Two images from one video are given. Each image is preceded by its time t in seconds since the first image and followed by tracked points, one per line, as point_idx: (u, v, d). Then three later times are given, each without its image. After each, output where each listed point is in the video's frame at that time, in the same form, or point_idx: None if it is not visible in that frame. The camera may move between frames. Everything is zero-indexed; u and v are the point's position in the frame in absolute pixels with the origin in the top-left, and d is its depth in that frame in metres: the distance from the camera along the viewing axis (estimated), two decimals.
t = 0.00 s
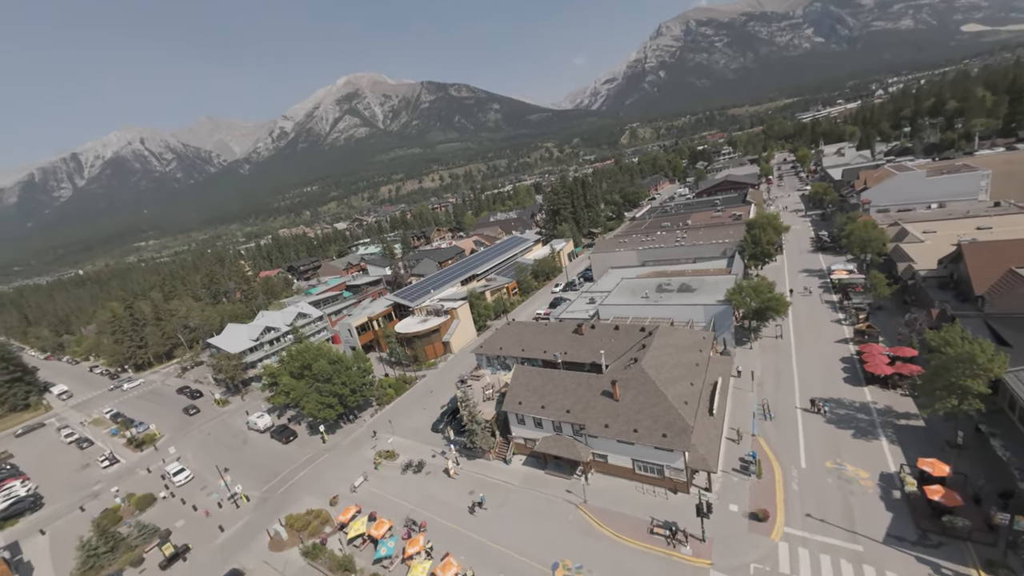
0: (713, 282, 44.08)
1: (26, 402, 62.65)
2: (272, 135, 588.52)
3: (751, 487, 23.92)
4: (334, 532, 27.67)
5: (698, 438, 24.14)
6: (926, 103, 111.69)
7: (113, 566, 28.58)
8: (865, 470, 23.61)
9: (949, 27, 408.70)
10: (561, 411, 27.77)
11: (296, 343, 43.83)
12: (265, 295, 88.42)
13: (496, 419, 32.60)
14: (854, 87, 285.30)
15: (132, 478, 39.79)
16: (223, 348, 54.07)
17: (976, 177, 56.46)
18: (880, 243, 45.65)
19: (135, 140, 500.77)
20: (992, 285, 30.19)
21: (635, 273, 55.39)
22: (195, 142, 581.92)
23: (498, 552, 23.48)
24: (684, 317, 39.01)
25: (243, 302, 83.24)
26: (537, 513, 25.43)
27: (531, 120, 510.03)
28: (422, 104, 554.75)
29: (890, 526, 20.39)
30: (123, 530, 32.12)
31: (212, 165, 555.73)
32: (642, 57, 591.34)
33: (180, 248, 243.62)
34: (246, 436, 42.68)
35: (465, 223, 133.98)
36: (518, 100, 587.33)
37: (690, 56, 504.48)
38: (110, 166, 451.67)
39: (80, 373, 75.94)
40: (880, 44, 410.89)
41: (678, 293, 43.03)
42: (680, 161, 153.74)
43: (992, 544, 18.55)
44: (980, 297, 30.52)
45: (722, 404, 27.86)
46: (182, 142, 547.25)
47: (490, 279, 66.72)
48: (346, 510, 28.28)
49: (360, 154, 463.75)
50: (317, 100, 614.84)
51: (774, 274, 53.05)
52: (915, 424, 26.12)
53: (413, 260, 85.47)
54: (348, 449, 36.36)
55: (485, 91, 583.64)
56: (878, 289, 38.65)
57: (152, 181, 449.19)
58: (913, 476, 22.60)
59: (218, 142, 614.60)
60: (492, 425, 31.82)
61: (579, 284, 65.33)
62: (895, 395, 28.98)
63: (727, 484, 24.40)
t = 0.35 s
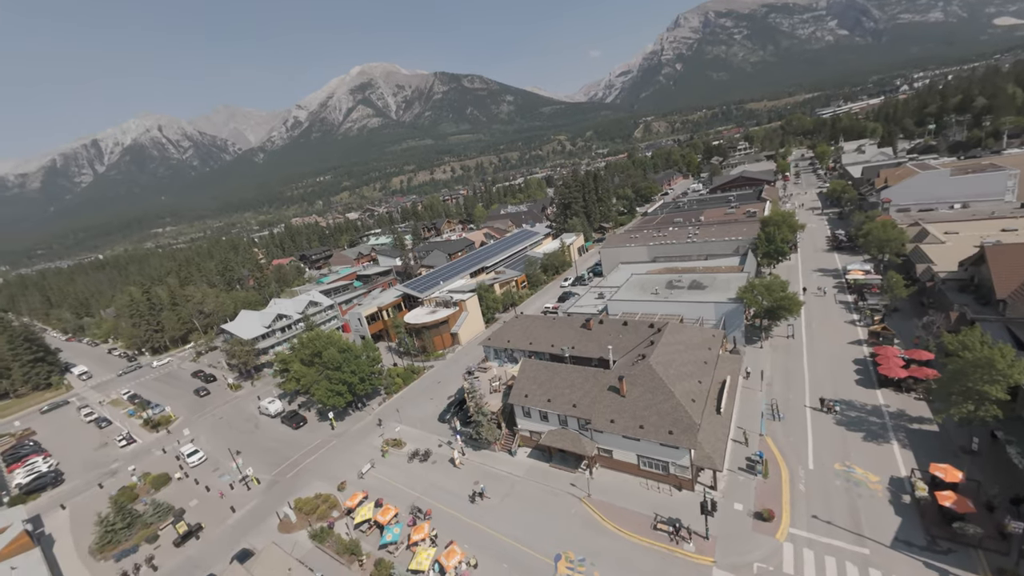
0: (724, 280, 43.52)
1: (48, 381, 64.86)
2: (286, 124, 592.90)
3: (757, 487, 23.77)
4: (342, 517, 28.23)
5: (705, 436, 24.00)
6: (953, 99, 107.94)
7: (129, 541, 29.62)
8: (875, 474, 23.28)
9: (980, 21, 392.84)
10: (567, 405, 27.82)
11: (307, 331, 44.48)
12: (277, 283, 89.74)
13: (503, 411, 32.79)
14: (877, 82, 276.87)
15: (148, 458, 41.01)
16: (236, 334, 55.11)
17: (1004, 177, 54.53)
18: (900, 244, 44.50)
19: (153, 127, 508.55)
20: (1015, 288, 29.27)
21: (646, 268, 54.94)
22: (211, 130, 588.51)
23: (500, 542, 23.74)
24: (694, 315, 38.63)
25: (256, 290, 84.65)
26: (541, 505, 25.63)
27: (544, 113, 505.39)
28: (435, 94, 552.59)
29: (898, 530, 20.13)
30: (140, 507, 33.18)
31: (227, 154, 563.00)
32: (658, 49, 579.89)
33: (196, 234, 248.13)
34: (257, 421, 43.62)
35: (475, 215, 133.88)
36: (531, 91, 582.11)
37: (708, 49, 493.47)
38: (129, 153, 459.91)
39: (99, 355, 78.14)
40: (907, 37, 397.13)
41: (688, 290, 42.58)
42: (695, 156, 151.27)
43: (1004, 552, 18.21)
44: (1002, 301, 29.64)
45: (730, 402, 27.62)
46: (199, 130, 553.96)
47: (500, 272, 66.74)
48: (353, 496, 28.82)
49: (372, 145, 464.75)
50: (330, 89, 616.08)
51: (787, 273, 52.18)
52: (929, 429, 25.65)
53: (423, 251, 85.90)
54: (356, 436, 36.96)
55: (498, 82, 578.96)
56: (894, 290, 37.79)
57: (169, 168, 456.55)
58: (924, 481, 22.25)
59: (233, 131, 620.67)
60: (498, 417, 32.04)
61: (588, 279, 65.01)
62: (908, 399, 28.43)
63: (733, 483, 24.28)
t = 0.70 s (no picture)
0: (739, 279, 42.88)
1: (74, 361, 67.40)
2: (304, 116, 600.41)
3: (766, 488, 23.56)
4: (351, 503, 28.82)
5: (714, 436, 23.82)
6: (986, 97, 103.84)
7: (149, 518, 30.75)
8: (889, 480, 22.83)
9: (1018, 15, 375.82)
10: (576, 401, 27.86)
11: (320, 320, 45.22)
12: (293, 272, 91.38)
13: (511, 405, 33.00)
14: (906, 78, 267.75)
15: (168, 439, 42.37)
16: (253, 322, 56.37)
17: None
18: (924, 245, 43.17)
19: (175, 117, 518.82)
20: None
21: (659, 266, 54.41)
22: (230, 121, 597.94)
23: (506, 534, 23.97)
24: (707, 313, 38.22)
25: (272, 278, 86.33)
26: (547, 499, 25.80)
27: (559, 107, 500.81)
28: (451, 87, 551.79)
29: (911, 538, 19.76)
30: (159, 486, 34.39)
31: (246, 144, 572.73)
32: (678, 43, 568.46)
33: (215, 222, 253.33)
34: (272, 406, 44.68)
35: (488, 209, 133.91)
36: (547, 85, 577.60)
37: (729, 42, 482.74)
38: (152, 143, 471.33)
39: (122, 338, 80.78)
40: (938, 32, 382.49)
41: (701, 288, 42.08)
42: (712, 152, 148.78)
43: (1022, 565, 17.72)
44: None
45: (741, 403, 27.32)
46: (219, 121, 563.38)
47: (511, 266, 66.84)
48: (363, 483, 29.39)
49: (387, 137, 466.87)
50: (347, 81, 619.13)
51: (804, 273, 51.17)
52: (947, 437, 24.99)
53: (436, 244, 86.61)
54: (366, 424, 37.58)
55: (514, 75, 574.86)
56: (916, 293, 36.76)
57: (190, 157, 466.14)
58: (941, 490, 21.72)
59: (252, 121, 629.46)
60: (507, 410, 32.26)
61: (600, 275, 64.73)
62: (926, 405, 27.75)
63: (742, 484, 24.06)
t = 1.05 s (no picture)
0: (755, 279, 42.18)
1: (103, 343, 70.11)
2: (323, 110, 608.25)
3: (776, 492, 23.29)
4: (362, 489, 29.46)
5: (725, 437, 23.62)
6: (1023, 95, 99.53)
7: (170, 496, 32.00)
8: (905, 489, 22.33)
9: None
10: (585, 397, 27.88)
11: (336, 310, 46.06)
12: (310, 262, 93.13)
13: (521, 399, 33.18)
14: (938, 74, 257.92)
15: (189, 421, 43.80)
16: (271, 310, 57.73)
17: None
18: (950, 249, 41.78)
19: (200, 109, 531.09)
20: None
21: (673, 263, 53.89)
22: (252, 113, 608.37)
23: (513, 526, 24.22)
24: (721, 313, 37.74)
25: (290, 268, 88.09)
26: (554, 493, 26.02)
27: (576, 102, 496.08)
28: (467, 81, 551.32)
29: (927, 549, 19.33)
30: (180, 465, 35.71)
31: (267, 136, 583.46)
32: (699, 37, 556.61)
33: (237, 212, 259.25)
34: (288, 392, 45.79)
35: (502, 204, 133.92)
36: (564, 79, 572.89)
37: (752, 37, 471.64)
38: (177, 134, 483.99)
39: (148, 322, 83.64)
40: (974, 26, 366.79)
41: (716, 287, 41.53)
42: (731, 150, 146.12)
43: None
44: None
45: (753, 405, 26.99)
46: (241, 113, 573.95)
47: (524, 261, 66.93)
48: (374, 471, 29.97)
49: (404, 131, 469.44)
50: (365, 74, 623.02)
51: (822, 275, 50.03)
52: (969, 447, 24.28)
53: (450, 238, 87.19)
54: (378, 414, 38.21)
55: (532, 69, 571.30)
56: (940, 298, 35.66)
57: (213, 149, 477.16)
58: (960, 500, 21.19)
59: (273, 114, 639.93)
60: (516, 404, 32.45)
61: (613, 272, 64.39)
62: (947, 414, 27.00)
63: (752, 486, 23.84)
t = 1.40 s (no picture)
0: (772, 280, 41.50)
1: (132, 328, 73.01)
2: (342, 105, 616.45)
3: (788, 496, 23.02)
4: (374, 478, 30.11)
5: (736, 440, 23.42)
6: None
7: (192, 477, 33.30)
8: (923, 499, 21.85)
9: None
10: (595, 395, 27.95)
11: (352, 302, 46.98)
12: (328, 254, 94.99)
13: (531, 395, 33.38)
14: (971, 72, 248.13)
15: (211, 405, 45.33)
16: (290, 300, 59.17)
17: None
18: (978, 254, 40.39)
19: (225, 103, 544.31)
20: None
21: (688, 263, 53.35)
22: (274, 108, 620.52)
23: (521, 520, 24.49)
24: (736, 314, 37.28)
25: (309, 260, 89.99)
26: (562, 488, 26.21)
27: (593, 99, 491.84)
28: (484, 77, 551.19)
29: (943, 561, 18.92)
30: (202, 447, 37.08)
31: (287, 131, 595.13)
32: (721, 33, 545.06)
33: (259, 204, 265.92)
34: (304, 381, 46.92)
35: (516, 200, 134.03)
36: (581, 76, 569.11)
37: (775, 34, 460.79)
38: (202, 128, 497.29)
39: (174, 309, 86.64)
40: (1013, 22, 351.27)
41: (732, 288, 41.01)
42: (750, 148, 143.40)
43: None
44: None
45: (766, 407, 26.70)
46: (263, 107, 585.76)
47: (537, 257, 67.06)
48: (386, 460, 30.61)
49: (421, 126, 472.50)
50: (383, 70, 628.25)
51: (842, 278, 48.90)
52: (992, 458, 23.59)
53: (464, 233, 87.81)
54: (390, 405, 38.89)
55: (549, 66, 568.51)
56: (966, 304, 34.54)
57: (237, 143, 489.01)
58: (981, 513, 20.61)
59: (294, 108, 650.81)
60: (527, 399, 32.68)
61: (627, 270, 64.02)
62: (970, 423, 26.26)
63: (762, 489, 23.63)
